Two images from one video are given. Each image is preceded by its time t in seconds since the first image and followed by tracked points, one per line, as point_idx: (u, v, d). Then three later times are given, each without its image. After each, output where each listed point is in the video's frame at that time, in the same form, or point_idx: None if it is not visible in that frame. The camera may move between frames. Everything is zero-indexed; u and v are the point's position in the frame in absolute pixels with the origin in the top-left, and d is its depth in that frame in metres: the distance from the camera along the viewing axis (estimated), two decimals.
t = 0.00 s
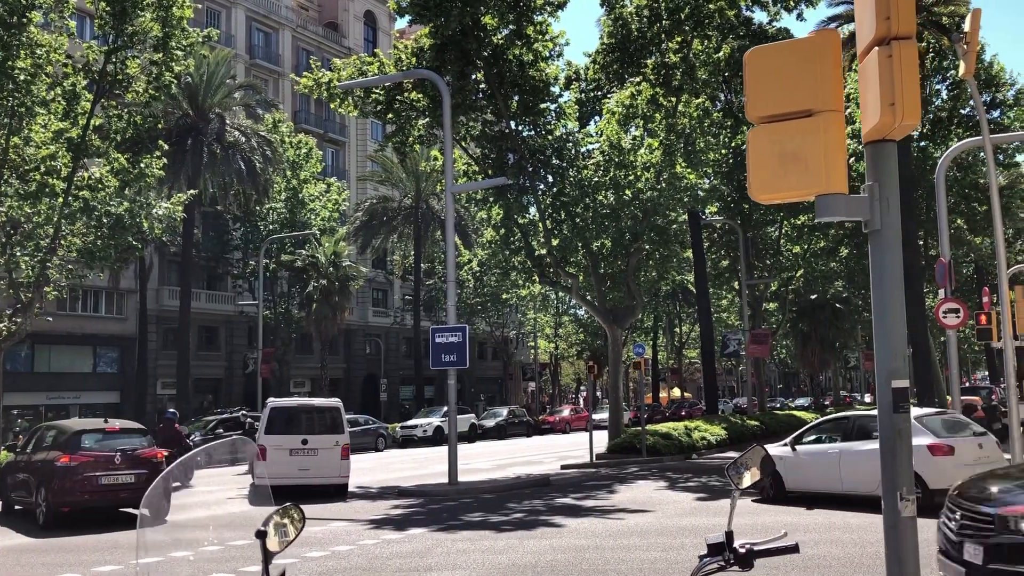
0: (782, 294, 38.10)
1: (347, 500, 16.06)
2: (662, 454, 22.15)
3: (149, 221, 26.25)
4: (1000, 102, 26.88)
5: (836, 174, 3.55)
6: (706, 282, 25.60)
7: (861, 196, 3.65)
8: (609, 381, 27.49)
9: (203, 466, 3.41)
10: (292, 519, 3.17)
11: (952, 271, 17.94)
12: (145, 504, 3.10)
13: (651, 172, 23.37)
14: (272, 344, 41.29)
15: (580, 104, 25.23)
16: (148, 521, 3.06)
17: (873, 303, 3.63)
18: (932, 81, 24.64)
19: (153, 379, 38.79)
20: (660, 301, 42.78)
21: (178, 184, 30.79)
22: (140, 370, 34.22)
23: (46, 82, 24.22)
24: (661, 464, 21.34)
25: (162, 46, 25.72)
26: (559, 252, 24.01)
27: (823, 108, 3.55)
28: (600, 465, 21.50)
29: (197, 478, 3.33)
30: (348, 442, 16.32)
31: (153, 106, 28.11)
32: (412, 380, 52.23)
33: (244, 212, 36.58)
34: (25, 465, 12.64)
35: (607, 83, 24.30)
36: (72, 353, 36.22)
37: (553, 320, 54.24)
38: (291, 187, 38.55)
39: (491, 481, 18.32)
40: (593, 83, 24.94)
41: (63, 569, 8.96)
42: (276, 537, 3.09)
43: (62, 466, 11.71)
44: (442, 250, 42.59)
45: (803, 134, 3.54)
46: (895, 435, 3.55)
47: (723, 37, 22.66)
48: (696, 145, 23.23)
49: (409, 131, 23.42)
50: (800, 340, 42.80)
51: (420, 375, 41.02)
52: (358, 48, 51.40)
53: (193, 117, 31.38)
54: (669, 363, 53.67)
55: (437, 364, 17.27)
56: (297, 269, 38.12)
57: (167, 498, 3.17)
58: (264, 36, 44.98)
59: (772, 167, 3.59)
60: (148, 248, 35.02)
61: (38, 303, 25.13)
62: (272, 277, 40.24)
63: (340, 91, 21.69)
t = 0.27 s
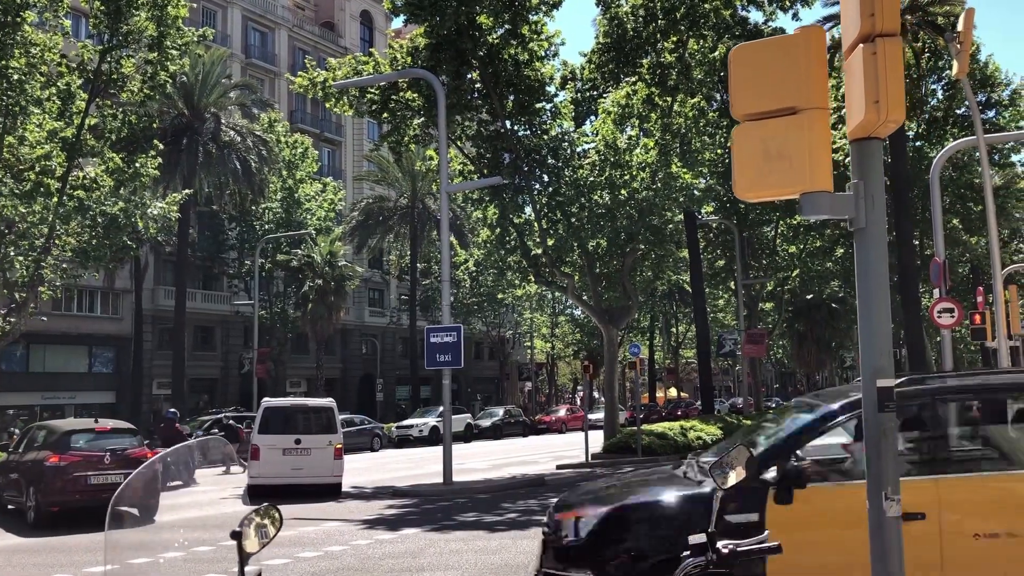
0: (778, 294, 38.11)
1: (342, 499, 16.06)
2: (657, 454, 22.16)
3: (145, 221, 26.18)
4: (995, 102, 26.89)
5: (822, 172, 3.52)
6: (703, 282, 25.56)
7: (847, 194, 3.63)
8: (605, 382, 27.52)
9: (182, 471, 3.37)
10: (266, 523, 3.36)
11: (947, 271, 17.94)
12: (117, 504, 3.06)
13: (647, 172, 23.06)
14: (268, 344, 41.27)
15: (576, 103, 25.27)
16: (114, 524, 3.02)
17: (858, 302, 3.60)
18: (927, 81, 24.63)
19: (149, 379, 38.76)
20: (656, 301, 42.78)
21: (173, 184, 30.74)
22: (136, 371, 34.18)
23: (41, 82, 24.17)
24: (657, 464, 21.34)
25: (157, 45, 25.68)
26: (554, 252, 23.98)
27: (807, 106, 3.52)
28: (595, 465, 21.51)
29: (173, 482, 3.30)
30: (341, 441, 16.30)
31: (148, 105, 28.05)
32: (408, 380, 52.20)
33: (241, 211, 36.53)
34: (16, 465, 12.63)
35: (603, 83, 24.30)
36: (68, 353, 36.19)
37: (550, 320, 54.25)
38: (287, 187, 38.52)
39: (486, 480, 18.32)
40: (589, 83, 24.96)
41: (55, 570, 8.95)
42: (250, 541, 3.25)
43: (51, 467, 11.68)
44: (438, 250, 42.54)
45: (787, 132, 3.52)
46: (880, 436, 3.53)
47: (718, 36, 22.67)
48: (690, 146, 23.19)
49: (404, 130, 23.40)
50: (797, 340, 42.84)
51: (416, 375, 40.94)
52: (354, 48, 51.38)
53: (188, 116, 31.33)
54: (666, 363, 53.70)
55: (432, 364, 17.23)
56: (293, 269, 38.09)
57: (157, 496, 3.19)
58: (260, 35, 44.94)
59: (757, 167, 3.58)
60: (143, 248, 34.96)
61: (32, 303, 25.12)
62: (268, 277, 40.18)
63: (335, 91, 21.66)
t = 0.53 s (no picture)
0: (777, 293, 38.11)
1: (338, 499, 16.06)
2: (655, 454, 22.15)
3: (142, 220, 26.16)
4: (993, 102, 26.86)
5: (809, 168, 3.52)
6: (701, 282, 25.51)
7: (833, 191, 3.63)
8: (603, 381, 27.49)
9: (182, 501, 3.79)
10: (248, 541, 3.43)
11: (944, 270, 17.93)
12: (114, 503, 4.82)
13: (645, 171, 22.62)
14: (266, 343, 41.23)
15: (574, 103, 25.26)
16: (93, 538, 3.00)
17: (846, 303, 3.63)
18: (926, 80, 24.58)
19: (147, 379, 38.73)
20: (655, 300, 42.74)
21: (171, 184, 30.70)
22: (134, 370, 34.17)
23: (38, 82, 24.16)
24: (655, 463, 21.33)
25: (155, 45, 25.67)
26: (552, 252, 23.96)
27: (794, 101, 3.51)
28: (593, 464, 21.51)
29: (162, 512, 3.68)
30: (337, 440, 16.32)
31: (146, 105, 28.01)
32: (407, 380, 52.17)
33: (239, 211, 36.47)
34: (10, 465, 12.63)
35: (601, 82, 24.30)
36: (67, 353, 36.19)
37: (549, 320, 54.23)
38: (286, 187, 38.50)
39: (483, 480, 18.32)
40: (588, 82, 24.97)
41: (49, 570, 8.93)
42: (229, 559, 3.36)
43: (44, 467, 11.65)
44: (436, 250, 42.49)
45: (773, 127, 3.51)
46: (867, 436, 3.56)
47: (716, 35, 22.69)
48: (689, 144, 22.99)
49: (402, 130, 23.34)
50: (795, 340, 42.79)
51: (414, 374, 40.90)
52: (353, 47, 51.36)
53: (186, 116, 31.29)
54: (665, 363, 53.66)
55: (430, 364, 17.23)
56: (291, 268, 38.07)
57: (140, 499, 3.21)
58: (259, 35, 44.89)
59: (743, 162, 3.57)
60: (142, 248, 34.94)
61: (30, 303, 25.11)
62: (266, 276, 40.14)
63: (332, 90, 21.61)
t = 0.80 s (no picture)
0: (792, 293, 37.88)
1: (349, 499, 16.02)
2: (668, 454, 22.03)
3: (157, 221, 26.29)
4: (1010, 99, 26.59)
5: (815, 160, 3.44)
6: (715, 281, 25.39)
7: (840, 184, 3.56)
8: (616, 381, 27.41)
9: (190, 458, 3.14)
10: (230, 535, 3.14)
11: (961, 268, 17.75)
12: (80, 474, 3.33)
13: (658, 169, 22.85)
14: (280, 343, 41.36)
15: (587, 102, 25.21)
16: None
17: (852, 295, 3.55)
18: (942, 77, 24.36)
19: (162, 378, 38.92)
20: (669, 299, 42.60)
21: (185, 184, 30.84)
22: (149, 370, 34.32)
23: (53, 83, 24.32)
24: (668, 463, 21.21)
25: (168, 45, 25.82)
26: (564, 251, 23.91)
27: (797, 94, 3.44)
28: (605, 464, 21.42)
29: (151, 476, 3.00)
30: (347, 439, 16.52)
31: (160, 106, 28.14)
32: (420, 380, 52.22)
33: (253, 211, 36.60)
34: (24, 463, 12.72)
35: (614, 81, 24.20)
36: (83, 352, 36.41)
37: (562, 319, 54.17)
38: (299, 187, 38.64)
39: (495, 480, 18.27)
40: (600, 81, 24.92)
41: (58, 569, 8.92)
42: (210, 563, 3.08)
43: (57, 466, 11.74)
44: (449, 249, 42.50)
45: (777, 120, 3.44)
46: (875, 431, 3.47)
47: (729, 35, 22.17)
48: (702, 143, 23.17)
49: (414, 130, 23.34)
50: (810, 339, 42.57)
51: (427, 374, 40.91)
52: (367, 48, 51.48)
53: (200, 116, 31.36)
54: (679, 363, 53.49)
55: (441, 363, 17.16)
56: (305, 268, 38.18)
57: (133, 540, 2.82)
58: (273, 36, 45.03)
59: (748, 152, 3.49)
60: (156, 248, 35.10)
61: (46, 303, 25.25)
62: (280, 276, 40.25)
63: (344, 90, 21.63)
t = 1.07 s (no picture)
0: (836, 291, 37.36)
1: (390, 496, 16.16)
2: (709, 454, 21.87)
3: (202, 222, 26.69)
4: None
5: (851, 152, 3.41)
6: (756, 280, 25.14)
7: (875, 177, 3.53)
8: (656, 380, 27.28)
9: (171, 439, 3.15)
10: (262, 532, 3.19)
11: (1010, 266, 17.40)
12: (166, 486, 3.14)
13: (699, 166, 22.79)
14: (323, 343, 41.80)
15: (627, 100, 25.10)
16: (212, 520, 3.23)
17: (888, 289, 3.51)
18: (990, 70, 23.86)
19: (208, 377, 39.55)
20: (710, 298, 42.28)
21: (229, 186, 31.31)
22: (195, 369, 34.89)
23: (101, 87, 24.83)
24: (709, 463, 21.06)
25: (212, 49, 26.30)
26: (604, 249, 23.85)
27: (833, 85, 3.42)
28: (646, 463, 21.33)
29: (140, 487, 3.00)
30: (386, 436, 16.95)
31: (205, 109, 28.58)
32: (461, 379, 52.42)
33: (296, 212, 37.03)
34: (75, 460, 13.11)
35: (653, 78, 24.01)
36: (131, 352, 37.13)
37: (603, 318, 54.03)
38: (341, 188, 39.03)
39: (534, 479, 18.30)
40: (640, 79, 24.80)
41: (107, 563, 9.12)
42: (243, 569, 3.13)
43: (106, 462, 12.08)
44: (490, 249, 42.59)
45: (811, 110, 3.42)
46: (913, 428, 3.42)
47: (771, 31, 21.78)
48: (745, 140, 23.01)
49: (454, 130, 23.45)
50: (854, 338, 41.97)
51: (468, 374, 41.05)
52: (407, 49, 51.80)
53: (244, 118, 31.78)
54: (721, 363, 53.05)
55: (481, 362, 17.23)
56: (346, 268, 38.55)
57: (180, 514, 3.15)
58: (315, 38, 45.49)
59: (781, 142, 3.47)
60: (202, 249, 35.67)
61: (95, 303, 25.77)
62: (322, 276, 40.65)
63: (385, 91, 21.78)
